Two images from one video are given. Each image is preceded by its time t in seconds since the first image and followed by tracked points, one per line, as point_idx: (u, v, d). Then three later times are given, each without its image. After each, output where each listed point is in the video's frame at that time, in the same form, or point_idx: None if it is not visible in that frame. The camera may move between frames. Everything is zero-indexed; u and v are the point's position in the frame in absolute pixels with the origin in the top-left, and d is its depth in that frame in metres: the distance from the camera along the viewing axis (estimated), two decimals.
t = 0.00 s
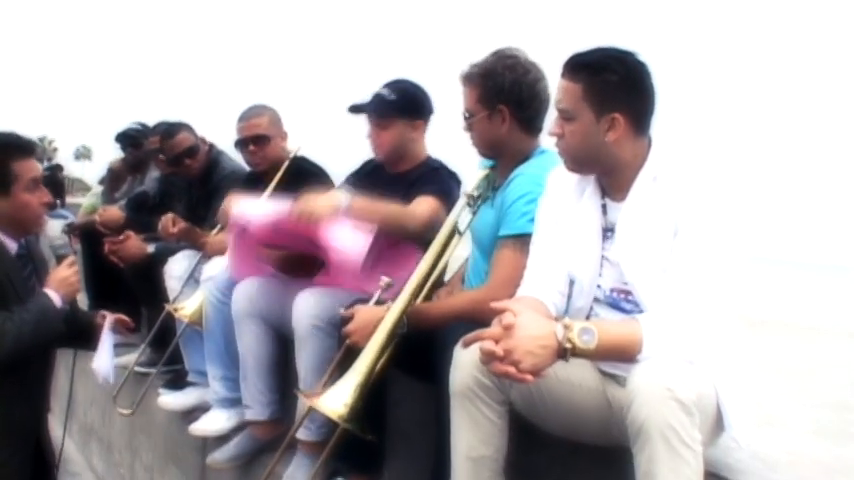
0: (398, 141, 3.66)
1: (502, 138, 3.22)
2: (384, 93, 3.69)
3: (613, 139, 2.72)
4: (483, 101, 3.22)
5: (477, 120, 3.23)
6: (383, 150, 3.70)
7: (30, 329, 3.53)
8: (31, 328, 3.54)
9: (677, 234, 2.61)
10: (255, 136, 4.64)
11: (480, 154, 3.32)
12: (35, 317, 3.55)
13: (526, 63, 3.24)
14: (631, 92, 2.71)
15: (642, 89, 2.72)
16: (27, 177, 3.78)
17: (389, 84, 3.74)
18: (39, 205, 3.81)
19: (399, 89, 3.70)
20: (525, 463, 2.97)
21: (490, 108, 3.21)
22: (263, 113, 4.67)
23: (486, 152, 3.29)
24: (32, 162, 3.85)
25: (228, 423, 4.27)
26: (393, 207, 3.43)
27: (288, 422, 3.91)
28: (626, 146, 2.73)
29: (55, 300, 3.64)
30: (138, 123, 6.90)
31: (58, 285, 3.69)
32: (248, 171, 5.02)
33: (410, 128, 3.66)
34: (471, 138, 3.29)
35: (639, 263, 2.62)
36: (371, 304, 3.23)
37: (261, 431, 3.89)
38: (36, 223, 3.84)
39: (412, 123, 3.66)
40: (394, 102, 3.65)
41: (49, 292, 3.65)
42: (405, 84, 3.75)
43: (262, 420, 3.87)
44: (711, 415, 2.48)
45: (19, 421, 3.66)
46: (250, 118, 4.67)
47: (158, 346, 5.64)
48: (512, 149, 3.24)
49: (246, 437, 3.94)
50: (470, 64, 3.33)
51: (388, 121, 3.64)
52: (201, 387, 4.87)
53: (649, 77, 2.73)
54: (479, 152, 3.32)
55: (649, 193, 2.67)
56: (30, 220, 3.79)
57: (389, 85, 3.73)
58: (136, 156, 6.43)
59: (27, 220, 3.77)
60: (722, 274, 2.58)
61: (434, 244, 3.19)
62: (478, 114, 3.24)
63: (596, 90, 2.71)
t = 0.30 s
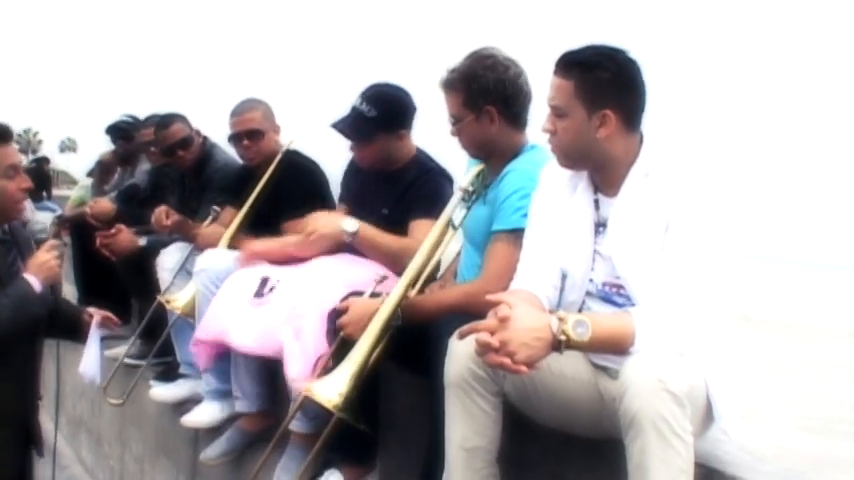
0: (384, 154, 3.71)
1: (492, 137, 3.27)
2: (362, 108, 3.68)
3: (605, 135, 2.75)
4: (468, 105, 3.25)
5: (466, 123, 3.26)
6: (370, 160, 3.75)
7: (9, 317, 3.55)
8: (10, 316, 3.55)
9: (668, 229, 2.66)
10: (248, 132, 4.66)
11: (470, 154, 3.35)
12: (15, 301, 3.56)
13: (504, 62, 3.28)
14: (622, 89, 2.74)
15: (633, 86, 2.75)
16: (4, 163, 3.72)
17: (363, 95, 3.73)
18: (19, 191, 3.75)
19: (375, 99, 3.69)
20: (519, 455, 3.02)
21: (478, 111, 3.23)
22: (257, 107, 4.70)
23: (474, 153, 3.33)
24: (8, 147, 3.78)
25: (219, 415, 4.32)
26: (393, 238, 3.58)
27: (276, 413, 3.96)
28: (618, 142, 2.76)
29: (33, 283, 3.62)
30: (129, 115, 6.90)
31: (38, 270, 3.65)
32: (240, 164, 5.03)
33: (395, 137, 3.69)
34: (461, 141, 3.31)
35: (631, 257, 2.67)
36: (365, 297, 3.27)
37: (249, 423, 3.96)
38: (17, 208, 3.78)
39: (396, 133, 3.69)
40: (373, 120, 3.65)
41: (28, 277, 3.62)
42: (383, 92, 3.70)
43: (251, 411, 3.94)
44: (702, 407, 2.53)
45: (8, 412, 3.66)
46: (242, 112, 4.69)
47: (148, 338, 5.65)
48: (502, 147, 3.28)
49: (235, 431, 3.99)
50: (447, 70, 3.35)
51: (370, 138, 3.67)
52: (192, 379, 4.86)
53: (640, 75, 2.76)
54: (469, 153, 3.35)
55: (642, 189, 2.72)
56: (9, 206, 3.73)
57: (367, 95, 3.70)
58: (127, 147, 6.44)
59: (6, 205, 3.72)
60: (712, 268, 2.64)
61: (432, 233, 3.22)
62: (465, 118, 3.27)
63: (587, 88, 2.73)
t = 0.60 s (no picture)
0: (396, 154, 3.67)
1: (490, 134, 3.23)
2: (370, 110, 3.67)
3: (609, 130, 2.72)
4: (462, 104, 3.20)
5: (463, 122, 3.22)
6: (383, 161, 3.71)
7: None
8: None
9: (673, 225, 2.63)
10: (246, 126, 4.61)
11: (467, 152, 3.32)
12: None
13: (495, 58, 3.24)
14: (626, 83, 2.71)
15: (637, 80, 2.72)
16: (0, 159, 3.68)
17: (371, 97, 3.72)
18: (14, 191, 3.73)
19: (382, 100, 3.67)
20: (521, 451, 3.01)
21: (473, 109, 3.19)
22: (255, 100, 4.65)
23: (473, 150, 3.30)
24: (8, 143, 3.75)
25: (219, 410, 4.29)
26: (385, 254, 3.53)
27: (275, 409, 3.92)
28: (622, 137, 2.73)
29: (13, 285, 3.58)
30: (126, 107, 6.85)
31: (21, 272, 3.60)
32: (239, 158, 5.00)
33: (406, 134, 3.66)
34: (460, 140, 3.27)
35: (636, 254, 2.65)
36: (366, 293, 3.26)
37: (248, 417, 3.93)
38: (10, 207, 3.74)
39: (407, 130, 3.66)
40: (381, 120, 3.63)
41: (8, 278, 3.58)
42: (390, 91, 3.70)
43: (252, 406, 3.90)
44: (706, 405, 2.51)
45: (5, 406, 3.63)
46: (240, 107, 4.63)
47: (145, 333, 5.61)
48: (499, 143, 3.24)
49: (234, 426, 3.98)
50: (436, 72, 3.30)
51: (380, 139, 3.65)
52: (189, 374, 4.84)
53: (645, 69, 2.73)
54: (466, 151, 3.31)
55: (646, 185, 2.69)
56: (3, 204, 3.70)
57: (374, 97, 3.69)
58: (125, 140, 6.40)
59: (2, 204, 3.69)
60: (718, 265, 2.61)
61: (433, 231, 3.23)
62: (461, 117, 3.22)
63: (592, 82, 2.70)
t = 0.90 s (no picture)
0: (418, 147, 3.64)
1: (506, 143, 3.14)
2: (399, 99, 3.69)
3: (634, 137, 2.64)
4: (479, 114, 3.12)
5: (480, 133, 3.13)
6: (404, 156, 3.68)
7: None
8: None
9: (702, 234, 2.54)
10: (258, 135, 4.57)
11: (484, 163, 3.23)
12: None
13: (509, 65, 3.16)
14: (649, 89, 2.63)
15: (662, 85, 2.64)
16: None
17: (403, 87, 3.74)
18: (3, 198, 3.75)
19: (413, 92, 3.70)
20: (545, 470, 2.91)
21: (489, 119, 3.11)
22: (266, 112, 4.62)
23: (490, 162, 3.21)
24: None
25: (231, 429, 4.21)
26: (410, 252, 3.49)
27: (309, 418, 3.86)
28: (647, 144, 2.65)
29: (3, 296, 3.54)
30: (133, 122, 6.80)
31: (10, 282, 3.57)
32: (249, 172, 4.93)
33: (430, 131, 3.66)
34: (479, 152, 3.18)
35: (663, 264, 2.56)
36: (383, 309, 3.19)
37: (285, 424, 3.84)
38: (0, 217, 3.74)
39: (431, 126, 3.66)
40: (409, 108, 3.64)
41: None
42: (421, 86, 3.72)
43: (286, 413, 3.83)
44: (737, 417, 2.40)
45: (12, 426, 3.55)
46: (252, 116, 4.61)
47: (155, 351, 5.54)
48: (517, 153, 3.15)
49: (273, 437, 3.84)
50: (450, 81, 3.21)
51: (404, 128, 3.64)
52: (201, 392, 4.77)
53: (669, 74, 2.65)
54: (482, 161, 3.23)
55: (672, 193, 2.61)
56: None
57: (403, 88, 3.72)
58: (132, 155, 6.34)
59: None
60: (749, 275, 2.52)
61: (452, 242, 3.14)
62: (477, 128, 3.14)
63: (615, 89, 2.62)
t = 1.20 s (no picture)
0: (407, 135, 3.60)
1: (517, 143, 3.05)
2: (385, 88, 3.66)
3: (649, 135, 2.55)
4: (487, 115, 3.02)
5: (491, 133, 3.04)
6: (391, 145, 3.61)
7: None
8: None
9: (719, 236, 2.46)
10: (260, 135, 4.46)
11: (491, 164, 3.14)
12: None
13: (514, 63, 3.08)
14: (665, 85, 2.54)
15: (677, 82, 2.55)
16: None
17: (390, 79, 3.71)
18: None
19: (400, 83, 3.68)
20: None
21: (500, 117, 3.01)
22: (268, 111, 4.53)
23: (498, 164, 3.12)
24: None
25: (232, 438, 4.12)
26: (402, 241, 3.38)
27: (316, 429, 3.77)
28: (661, 142, 2.56)
29: None
30: (131, 126, 6.72)
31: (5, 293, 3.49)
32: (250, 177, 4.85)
33: (417, 121, 3.62)
34: (490, 152, 3.08)
35: (678, 267, 2.47)
36: (389, 314, 3.10)
37: (294, 438, 3.77)
38: None
39: (418, 115, 3.63)
40: (397, 95, 3.62)
41: None
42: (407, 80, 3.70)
43: (294, 426, 3.76)
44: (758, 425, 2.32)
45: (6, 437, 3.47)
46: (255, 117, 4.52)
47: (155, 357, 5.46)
48: (528, 151, 3.07)
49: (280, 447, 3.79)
50: (455, 84, 3.12)
51: (391, 114, 3.59)
52: (203, 400, 4.68)
53: (685, 68, 2.56)
54: (490, 162, 3.14)
55: (687, 193, 2.52)
56: None
57: (389, 80, 3.70)
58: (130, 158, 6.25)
59: None
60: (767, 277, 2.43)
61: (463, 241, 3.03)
62: (488, 129, 3.05)
63: (629, 84, 2.53)
